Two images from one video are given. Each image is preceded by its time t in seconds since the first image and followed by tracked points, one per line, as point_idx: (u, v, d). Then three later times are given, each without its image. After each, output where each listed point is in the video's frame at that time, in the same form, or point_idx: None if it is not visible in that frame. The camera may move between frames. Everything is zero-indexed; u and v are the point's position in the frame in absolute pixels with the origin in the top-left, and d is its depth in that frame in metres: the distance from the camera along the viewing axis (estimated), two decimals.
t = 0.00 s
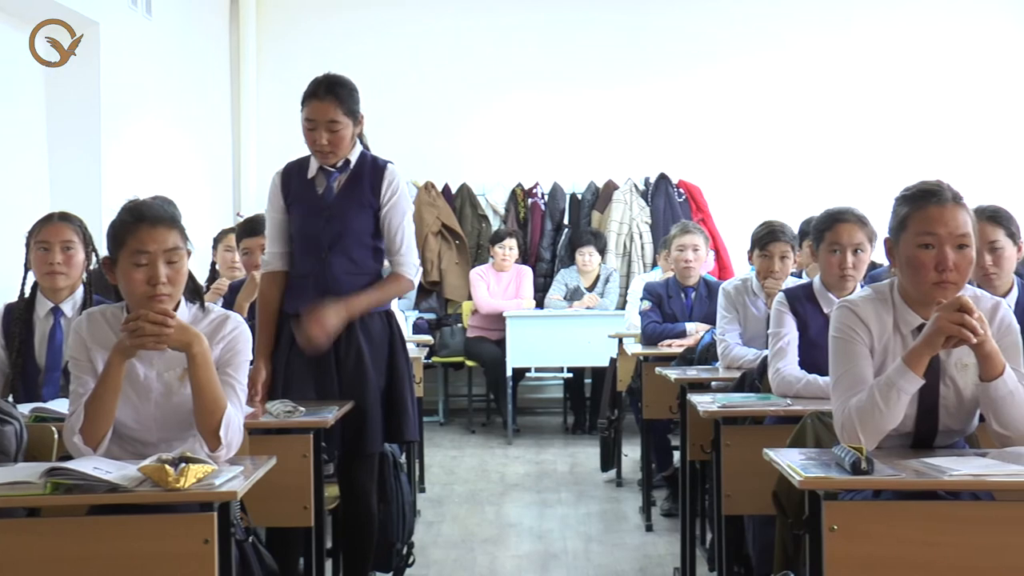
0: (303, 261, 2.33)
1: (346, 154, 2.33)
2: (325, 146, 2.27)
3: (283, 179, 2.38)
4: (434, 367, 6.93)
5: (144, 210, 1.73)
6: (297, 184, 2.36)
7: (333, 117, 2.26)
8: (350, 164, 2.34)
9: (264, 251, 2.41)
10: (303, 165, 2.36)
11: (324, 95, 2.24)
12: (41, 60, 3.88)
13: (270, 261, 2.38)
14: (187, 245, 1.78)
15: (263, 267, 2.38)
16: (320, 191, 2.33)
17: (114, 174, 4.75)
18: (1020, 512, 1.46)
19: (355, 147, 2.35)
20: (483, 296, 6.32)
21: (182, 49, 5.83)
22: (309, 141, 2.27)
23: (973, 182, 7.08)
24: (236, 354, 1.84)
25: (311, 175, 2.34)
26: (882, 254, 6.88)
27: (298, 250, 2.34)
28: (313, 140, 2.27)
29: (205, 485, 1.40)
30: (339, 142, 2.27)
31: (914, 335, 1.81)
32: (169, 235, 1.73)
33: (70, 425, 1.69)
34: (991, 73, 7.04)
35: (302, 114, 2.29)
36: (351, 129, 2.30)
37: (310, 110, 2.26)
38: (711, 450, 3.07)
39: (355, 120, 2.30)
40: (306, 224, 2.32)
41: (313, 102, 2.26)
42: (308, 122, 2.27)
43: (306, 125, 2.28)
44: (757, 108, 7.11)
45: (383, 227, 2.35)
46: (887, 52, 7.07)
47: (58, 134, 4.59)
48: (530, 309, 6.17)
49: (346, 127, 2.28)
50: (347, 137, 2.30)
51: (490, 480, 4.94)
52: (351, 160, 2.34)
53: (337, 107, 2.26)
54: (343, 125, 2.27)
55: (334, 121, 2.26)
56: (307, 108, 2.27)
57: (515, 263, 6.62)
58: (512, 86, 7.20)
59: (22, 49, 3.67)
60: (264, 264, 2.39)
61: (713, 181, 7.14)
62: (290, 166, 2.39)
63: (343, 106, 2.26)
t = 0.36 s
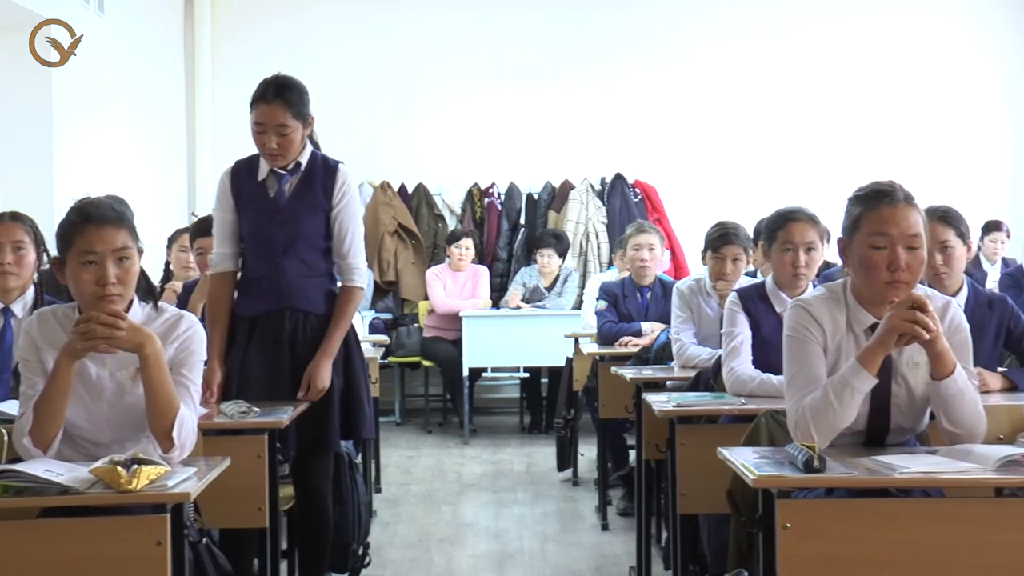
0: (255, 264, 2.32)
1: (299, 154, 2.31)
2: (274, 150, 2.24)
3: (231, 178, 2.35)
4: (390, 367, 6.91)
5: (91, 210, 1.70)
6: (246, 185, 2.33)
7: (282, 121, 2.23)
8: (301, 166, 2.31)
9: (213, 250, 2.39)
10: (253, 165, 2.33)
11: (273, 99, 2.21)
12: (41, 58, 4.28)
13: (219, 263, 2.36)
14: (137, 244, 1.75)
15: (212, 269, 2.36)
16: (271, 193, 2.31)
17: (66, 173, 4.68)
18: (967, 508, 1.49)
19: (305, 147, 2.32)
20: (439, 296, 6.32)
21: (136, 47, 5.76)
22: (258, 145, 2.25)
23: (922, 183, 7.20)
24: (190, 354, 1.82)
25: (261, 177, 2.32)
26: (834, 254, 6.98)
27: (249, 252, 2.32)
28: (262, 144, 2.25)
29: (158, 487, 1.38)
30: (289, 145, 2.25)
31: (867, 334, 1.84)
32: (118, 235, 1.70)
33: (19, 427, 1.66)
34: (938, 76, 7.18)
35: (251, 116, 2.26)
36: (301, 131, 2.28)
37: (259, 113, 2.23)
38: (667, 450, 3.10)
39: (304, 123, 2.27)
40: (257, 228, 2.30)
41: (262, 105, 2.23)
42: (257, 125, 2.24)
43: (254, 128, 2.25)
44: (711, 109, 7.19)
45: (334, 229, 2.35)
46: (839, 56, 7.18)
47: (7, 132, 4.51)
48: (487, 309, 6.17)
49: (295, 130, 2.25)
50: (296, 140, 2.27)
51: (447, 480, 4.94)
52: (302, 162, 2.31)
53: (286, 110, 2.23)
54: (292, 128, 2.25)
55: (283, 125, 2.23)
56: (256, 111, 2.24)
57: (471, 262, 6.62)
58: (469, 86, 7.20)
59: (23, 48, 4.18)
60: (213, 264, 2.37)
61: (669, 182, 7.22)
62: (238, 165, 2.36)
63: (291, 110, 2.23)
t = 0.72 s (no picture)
0: (197, 264, 2.31)
1: (240, 151, 2.30)
2: (215, 144, 2.24)
3: (172, 179, 2.33)
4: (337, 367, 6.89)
5: (30, 210, 1.68)
6: (187, 184, 2.32)
7: (223, 115, 2.24)
8: (242, 165, 2.30)
9: (155, 251, 2.38)
10: (193, 164, 2.32)
11: (214, 92, 2.22)
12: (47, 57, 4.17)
13: (161, 263, 2.35)
14: (78, 243, 1.74)
15: (155, 269, 2.35)
16: (212, 192, 2.30)
17: (9, 173, 4.62)
18: (906, 503, 1.53)
19: (246, 144, 2.32)
20: (387, 296, 6.32)
21: (81, 45, 5.70)
22: (198, 139, 2.25)
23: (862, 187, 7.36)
24: (134, 355, 1.82)
25: (201, 176, 2.30)
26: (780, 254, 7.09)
27: (191, 252, 2.31)
28: (202, 138, 2.24)
29: (101, 489, 1.38)
30: (229, 140, 2.25)
31: (811, 333, 1.90)
32: (58, 235, 1.69)
33: None
34: (884, 86, 7.34)
35: (191, 111, 2.26)
36: (241, 126, 2.28)
37: (199, 107, 2.23)
38: (614, 448, 3.14)
39: (245, 118, 2.27)
40: (198, 227, 2.29)
41: (203, 99, 2.23)
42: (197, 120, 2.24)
43: (194, 122, 2.25)
44: (657, 112, 7.27)
45: (276, 228, 2.34)
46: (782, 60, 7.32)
47: None
48: (435, 309, 6.19)
49: (236, 124, 2.26)
50: (237, 135, 2.27)
51: (394, 480, 4.95)
52: (243, 160, 2.30)
53: (226, 105, 2.23)
54: (233, 123, 2.25)
55: (224, 119, 2.23)
56: (196, 105, 2.24)
57: (419, 262, 6.63)
58: (418, 85, 7.21)
59: (24, 54, 4.80)
60: (156, 265, 2.36)
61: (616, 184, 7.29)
62: (179, 164, 2.34)
63: (232, 104, 2.24)
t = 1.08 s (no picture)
0: (139, 262, 2.32)
1: (186, 147, 2.33)
2: (164, 132, 2.27)
3: (119, 176, 2.37)
4: (278, 367, 6.88)
5: None
6: (134, 181, 2.34)
7: (173, 102, 2.28)
8: (189, 162, 2.33)
9: (100, 248, 2.41)
10: (141, 161, 2.35)
11: (165, 78, 2.27)
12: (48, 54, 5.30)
13: (105, 260, 2.38)
14: (9, 246, 1.75)
15: (99, 266, 2.39)
16: (157, 189, 2.32)
17: None
18: (843, 501, 1.58)
19: (194, 141, 2.35)
20: (329, 296, 6.33)
21: (18, 43, 5.65)
22: (147, 125, 2.28)
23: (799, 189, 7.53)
24: (69, 355, 1.83)
25: (148, 172, 2.33)
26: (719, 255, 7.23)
27: (135, 250, 2.33)
28: (152, 125, 2.28)
29: (35, 492, 1.40)
30: (177, 128, 2.28)
31: (750, 332, 1.98)
32: None
33: None
34: (817, 91, 7.53)
35: (142, 98, 2.30)
36: (191, 118, 2.32)
37: (149, 93, 2.27)
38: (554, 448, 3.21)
39: (194, 109, 2.32)
40: (141, 224, 2.31)
41: (154, 86, 2.28)
42: (147, 106, 2.28)
43: (145, 109, 2.29)
44: (597, 114, 7.38)
45: (222, 226, 2.36)
46: (722, 65, 7.45)
47: None
48: (376, 309, 6.22)
49: (185, 114, 2.30)
50: (186, 126, 2.31)
51: (336, 481, 4.97)
52: (190, 157, 2.33)
53: (177, 92, 2.28)
54: (182, 111, 2.29)
55: (173, 106, 2.28)
56: (147, 91, 2.28)
57: (361, 262, 6.64)
58: (361, 85, 7.22)
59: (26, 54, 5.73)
60: (100, 262, 2.39)
61: (559, 185, 7.38)
62: (126, 163, 2.37)
63: (183, 92, 2.28)
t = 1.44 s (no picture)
0: (86, 260, 2.37)
1: (142, 147, 2.39)
2: (126, 126, 2.33)
3: (69, 172, 2.40)
4: (224, 369, 6.91)
5: None
6: (84, 178, 2.38)
7: (137, 99, 2.35)
8: (143, 162, 2.39)
9: (45, 244, 2.44)
10: (93, 159, 2.39)
11: (131, 74, 2.34)
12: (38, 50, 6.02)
13: (50, 257, 2.42)
14: None
15: (43, 263, 2.42)
16: (109, 188, 2.37)
17: None
18: (787, 501, 1.66)
19: (150, 141, 2.41)
20: (273, 296, 6.40)
21: None
22: (109, 119, 2.33)
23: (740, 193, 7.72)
24: (9, 356, 1.89)
25: (101, 170, 2.37)
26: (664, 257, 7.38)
27: (82, 248, 2.37)
28: (113, 119, 2.33)
29: None
30: (140, 125, 2.35)
31: (693, 331, 2.09)
32: None
33: None
34: (756, 95, 7.72)
35: (103, 93, 2.35)
36: (152, 116, 2.39)
37: (112, 88, 2.33)
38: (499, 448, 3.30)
39: (155, 109, 2.39)
40: (91, 223, 2.35)
41: (118, 82, 2.34)
42: (110, 100, 2.34)
43: (106, 104, 2.34)
44: (543, 117, 7.51)
45: (173, 228, 2.42)
46: (679, 65, 7.63)
47: None
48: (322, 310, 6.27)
49: (147, 111, 2.37)
50: (147, 124, 2.38)
51: (281, 482, 5.02)
52: (145, 158, 2.39)
53: (142, 90, 2.35)
54: (145, 109, 2.36)
55: (138, 103, 2.35)
56: (110, 87, 2.34)
57: (306, 262, 6.70)
58: (307, 86, 7.27)
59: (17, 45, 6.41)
60: (44, 258, 2.43)
61: (506, 188, 7.48)
62: (76, 160, 2.41)
63: (147, 91, 2.36)
